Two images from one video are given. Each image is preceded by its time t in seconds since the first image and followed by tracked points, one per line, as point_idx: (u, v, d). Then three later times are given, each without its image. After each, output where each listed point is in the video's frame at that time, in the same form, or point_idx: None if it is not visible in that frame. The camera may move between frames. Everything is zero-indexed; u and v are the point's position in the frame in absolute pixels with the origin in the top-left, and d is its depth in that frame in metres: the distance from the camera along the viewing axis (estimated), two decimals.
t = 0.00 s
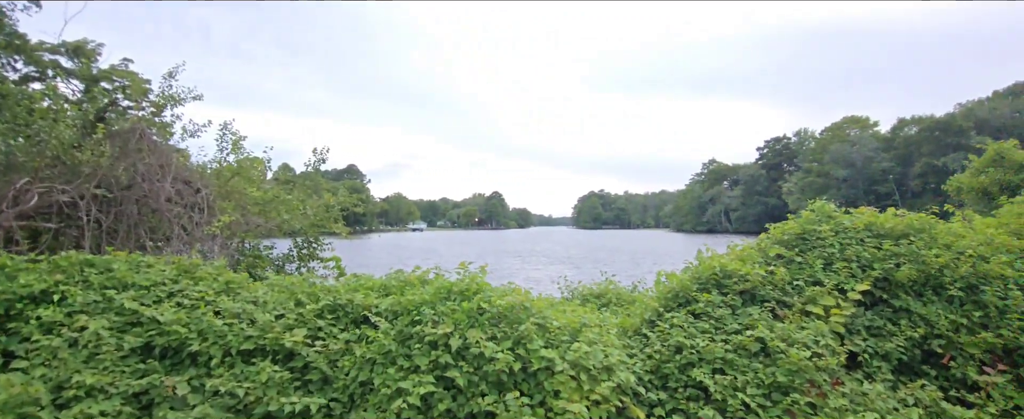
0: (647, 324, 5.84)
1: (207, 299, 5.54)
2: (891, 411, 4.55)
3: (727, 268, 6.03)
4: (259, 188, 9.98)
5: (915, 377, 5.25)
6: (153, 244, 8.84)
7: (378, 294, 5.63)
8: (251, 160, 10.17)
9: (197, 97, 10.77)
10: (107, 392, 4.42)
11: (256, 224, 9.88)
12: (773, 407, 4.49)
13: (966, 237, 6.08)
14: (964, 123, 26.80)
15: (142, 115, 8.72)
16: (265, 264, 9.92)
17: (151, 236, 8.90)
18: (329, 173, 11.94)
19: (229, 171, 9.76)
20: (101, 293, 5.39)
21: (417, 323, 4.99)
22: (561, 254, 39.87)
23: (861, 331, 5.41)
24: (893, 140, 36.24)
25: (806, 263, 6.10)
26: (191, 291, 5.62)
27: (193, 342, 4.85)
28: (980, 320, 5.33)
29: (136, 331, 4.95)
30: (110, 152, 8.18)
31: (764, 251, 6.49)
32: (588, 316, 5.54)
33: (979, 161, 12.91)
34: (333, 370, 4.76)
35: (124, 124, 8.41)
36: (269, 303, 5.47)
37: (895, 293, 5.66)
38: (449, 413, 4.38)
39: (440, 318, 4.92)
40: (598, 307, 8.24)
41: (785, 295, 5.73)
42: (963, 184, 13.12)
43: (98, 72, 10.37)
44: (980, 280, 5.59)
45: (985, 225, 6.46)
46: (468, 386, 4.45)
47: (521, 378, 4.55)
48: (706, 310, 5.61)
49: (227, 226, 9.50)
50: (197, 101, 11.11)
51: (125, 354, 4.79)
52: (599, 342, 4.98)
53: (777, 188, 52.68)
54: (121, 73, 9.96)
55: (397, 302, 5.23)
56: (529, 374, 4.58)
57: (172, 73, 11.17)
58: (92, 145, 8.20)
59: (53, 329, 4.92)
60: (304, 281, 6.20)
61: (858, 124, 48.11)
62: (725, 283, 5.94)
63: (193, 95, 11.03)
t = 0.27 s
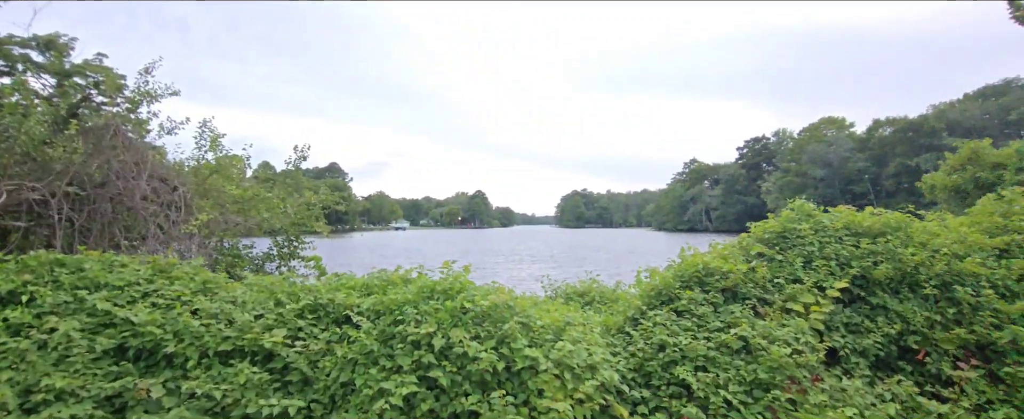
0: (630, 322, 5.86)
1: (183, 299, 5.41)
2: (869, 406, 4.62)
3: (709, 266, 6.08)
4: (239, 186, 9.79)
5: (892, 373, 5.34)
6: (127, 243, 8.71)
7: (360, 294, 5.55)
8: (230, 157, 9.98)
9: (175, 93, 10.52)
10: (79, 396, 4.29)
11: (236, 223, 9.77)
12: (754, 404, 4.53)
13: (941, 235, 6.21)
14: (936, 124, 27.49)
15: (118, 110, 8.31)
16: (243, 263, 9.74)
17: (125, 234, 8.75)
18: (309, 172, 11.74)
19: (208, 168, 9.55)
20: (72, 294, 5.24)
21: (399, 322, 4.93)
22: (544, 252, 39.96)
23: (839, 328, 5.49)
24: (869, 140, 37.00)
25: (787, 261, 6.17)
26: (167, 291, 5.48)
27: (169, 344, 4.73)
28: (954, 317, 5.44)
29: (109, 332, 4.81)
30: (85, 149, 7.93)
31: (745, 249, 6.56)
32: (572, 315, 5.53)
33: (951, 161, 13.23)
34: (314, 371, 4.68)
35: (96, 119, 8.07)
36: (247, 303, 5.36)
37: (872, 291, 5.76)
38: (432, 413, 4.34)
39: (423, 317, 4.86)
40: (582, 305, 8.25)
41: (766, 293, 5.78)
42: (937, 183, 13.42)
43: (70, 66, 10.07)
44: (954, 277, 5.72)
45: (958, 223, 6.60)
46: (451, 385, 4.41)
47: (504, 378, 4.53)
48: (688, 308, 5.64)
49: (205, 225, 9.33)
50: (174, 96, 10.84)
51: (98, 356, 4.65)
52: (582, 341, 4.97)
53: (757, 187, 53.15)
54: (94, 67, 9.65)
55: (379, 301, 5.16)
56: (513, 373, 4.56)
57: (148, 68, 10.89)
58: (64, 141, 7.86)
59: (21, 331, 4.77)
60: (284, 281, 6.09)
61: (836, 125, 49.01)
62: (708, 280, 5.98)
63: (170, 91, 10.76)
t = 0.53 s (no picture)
0: (612, 321, 5.89)
1: (156, 299, 5.28)
2: (843, 402, 4.71)
3: (689, 265, 6.14)
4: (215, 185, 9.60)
5: (866, 369, 5.45)
6: (98, 242, 8.46)
7: (340, 293, 5.49)
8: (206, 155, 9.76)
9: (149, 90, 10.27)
10: (47, 400, 4.17)
11: (212, 222, 9.56)
12: (732, 401, 4.59)
13: (913, 234, 6.36)
14: (908, 126, 28.20)
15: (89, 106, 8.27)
16: (220, 262, 9.53)
17: (97, 234, 8.52)
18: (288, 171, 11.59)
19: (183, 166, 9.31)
20: (40, 295, 5.09)
21: (380, 322, 4.87)
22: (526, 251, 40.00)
23: (815, 325, 5.59)
24: (844, 141, 37.81)
25: (764, 260, 6.27)
26: (140, 292, 5.35)
27: (142, 346, 4.62)
28: (925, 314, 5.58)
29: (79, 334, 4.68)
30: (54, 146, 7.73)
31: (724, 248, 6.64)
32: (553, 314, 5.54)
33: (922, 162, 13.58)
34: (292, 372, 4.61)
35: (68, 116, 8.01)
36: (223, 303, 5.26)
37: (846, 288, 5.87)
38: (413, 414, 4.30)
39: (404, 317, 4.82)
40: (563, 304, 8.27)
41: (743, 291, 5.86)
42: (909, 182, 13.76)
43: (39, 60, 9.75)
44: (924, 275, 5.86)
45: (929, 222, 6.77)
46: (432, 386, 4.38)
47: (486, 378, 4.51)
48: (668, 306, 5.69)
49: (180, 223, 9.13)
50: (149, 94, 10.60)
51: (67, 359, 4.53)
52: (564, 339, 4.98)
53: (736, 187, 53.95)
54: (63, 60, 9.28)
55: (359, 301, 5.10)
56: (494, 373, 4.55)
57: (122, 64, 10.62)
58: (32, 137, 7.69)
59: None
60: (261, 281, 5.99)
61: (811, 126, 49.96)
62: (687, 279, 6.04)
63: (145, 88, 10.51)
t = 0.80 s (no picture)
0: (590, 319, 5.92)
1: (125, 301, 5.14)
2: (815, 398, 4.80)
3: (666, 263, 6.20)
4: (187, 184, 9.55)
5: (837, 365, 5.56)
6: (65, 242, 8.12)
7: (316, 294, 5.40)
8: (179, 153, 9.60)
9: (121, 85, 10.02)
10: (8, 405, 4.03)
11: (185, 221, 9.37)
12: (708, 398, 4.64)
13: (882, 233, 6.52)
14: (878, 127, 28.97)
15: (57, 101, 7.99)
16: (193, 262, 9.30)
17: (64, 234, 8.15)
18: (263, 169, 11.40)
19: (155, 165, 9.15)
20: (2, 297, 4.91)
21: (357, 322, 4.81)
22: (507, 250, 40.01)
23: (788, 322, 5.69)
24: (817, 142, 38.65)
25: (739, 258, 6.36)
26: (108, 293, 5.20)
27: (109, 348, 4.49)
28: (894, 310, 5.72)
29: (42, 337, 4.52)
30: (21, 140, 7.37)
31: (700, 247, 6.71)
32: (532, 313, 5.54)
33: (891, 163, 13.96)
34: (266, 374, 4.54)
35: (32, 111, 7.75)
36: (195, 304, 5.14)
37: (819, 286, 5.99)
38: (390, 415, 4.26)
39: (381, 317, 4.76)
40: (543, 303, 8.29)
41: (719, 289, 5.94)
42: (878, 183, 14.15)
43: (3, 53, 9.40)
44: (893, 273, 6.02)
45: (898, 222, 6.96)
46: (409, 386, 4.34)
47: (464, 377, 4.49)
48: (646, 305, 5.73)
49: (152, 222, 8.94)
50: (120, 90, 10.33)
51: (30, 363, 4.38)
52: (542, 338, 4.98)
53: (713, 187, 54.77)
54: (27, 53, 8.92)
55: (336, 301, 5.02)
56: (472, 373, 4.53)
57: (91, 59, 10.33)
58: None
59: None
60: (235, 281, 5.87)
61: (786, 127, 50.97)
62: (665, 277, 6.09)
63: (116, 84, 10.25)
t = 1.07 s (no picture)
0: (567, 318, 5.94)
1: (89, 302, 4.97)
2: (787, 393, 4.89)
3: (642, 262, 6.23)
4: (159, 181, 9.11)
5: (807, 361, 5.67)
6: (28, 242, 7.91)
7: (289, 294, 5.30)
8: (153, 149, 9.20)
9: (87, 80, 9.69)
10: None
11: (156, 220, 9.04)
12: (682, 395, 4.69)
13: (851, 231, 6.67)
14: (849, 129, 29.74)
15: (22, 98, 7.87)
16: (164, 263, 8.92)
17: (26, 233, 7.94)
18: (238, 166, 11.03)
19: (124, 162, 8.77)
20: None
21: (331, 323, 4.73)
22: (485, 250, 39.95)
23: (761, 319, 5.78)
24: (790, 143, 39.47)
25: (714, 256, 6.44)
26: (72, 294, 5.02)
27: (72, 351, 4.35)
28: (863, 307, 5.85)
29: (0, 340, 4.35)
30: None
31: (676, 246, 6.78)
32: (509, 312, 5.53)
33: (859, 164, 14.33)
34: (237, 376, 4.46)
35: None
36: (163, 305, 4.99)
37: (791, 284, 6.10)
38: (364, 416, 4.21)
39: (355, 317, 4.70)
40: (520, 302, 8.28)
41: (694, 287, 6.01)
42: (847, 183, 14.50)
43: None
44: (862, 270, 6.16)
45: (866, 220, 7.12)
46: (384, 387, 4.30)
47: (439, 377, 4.46)
48: (622, 303, 5.77)
49: (121, 221, 8.65)
50: (87, 85, 10.00)
51: None
52: (519, 337, 4.97)
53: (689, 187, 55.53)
54: None
55: (309, 301, 4.93)
56: (448, 372, 4.49)
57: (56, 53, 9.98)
58: None
59: None
60: (206, 281, 5.73)
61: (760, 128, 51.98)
62: (641, 276, 6.14)
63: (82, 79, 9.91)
